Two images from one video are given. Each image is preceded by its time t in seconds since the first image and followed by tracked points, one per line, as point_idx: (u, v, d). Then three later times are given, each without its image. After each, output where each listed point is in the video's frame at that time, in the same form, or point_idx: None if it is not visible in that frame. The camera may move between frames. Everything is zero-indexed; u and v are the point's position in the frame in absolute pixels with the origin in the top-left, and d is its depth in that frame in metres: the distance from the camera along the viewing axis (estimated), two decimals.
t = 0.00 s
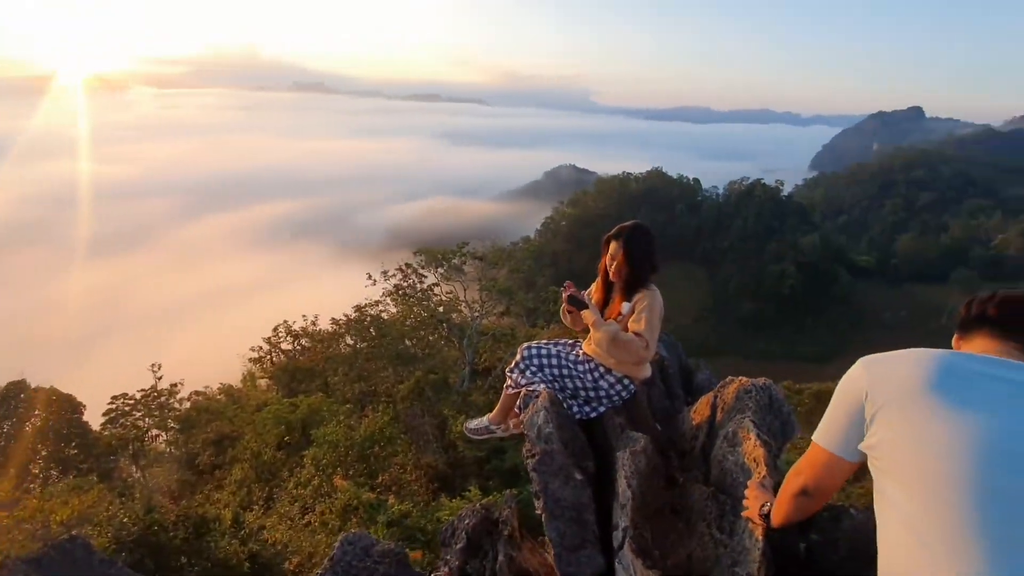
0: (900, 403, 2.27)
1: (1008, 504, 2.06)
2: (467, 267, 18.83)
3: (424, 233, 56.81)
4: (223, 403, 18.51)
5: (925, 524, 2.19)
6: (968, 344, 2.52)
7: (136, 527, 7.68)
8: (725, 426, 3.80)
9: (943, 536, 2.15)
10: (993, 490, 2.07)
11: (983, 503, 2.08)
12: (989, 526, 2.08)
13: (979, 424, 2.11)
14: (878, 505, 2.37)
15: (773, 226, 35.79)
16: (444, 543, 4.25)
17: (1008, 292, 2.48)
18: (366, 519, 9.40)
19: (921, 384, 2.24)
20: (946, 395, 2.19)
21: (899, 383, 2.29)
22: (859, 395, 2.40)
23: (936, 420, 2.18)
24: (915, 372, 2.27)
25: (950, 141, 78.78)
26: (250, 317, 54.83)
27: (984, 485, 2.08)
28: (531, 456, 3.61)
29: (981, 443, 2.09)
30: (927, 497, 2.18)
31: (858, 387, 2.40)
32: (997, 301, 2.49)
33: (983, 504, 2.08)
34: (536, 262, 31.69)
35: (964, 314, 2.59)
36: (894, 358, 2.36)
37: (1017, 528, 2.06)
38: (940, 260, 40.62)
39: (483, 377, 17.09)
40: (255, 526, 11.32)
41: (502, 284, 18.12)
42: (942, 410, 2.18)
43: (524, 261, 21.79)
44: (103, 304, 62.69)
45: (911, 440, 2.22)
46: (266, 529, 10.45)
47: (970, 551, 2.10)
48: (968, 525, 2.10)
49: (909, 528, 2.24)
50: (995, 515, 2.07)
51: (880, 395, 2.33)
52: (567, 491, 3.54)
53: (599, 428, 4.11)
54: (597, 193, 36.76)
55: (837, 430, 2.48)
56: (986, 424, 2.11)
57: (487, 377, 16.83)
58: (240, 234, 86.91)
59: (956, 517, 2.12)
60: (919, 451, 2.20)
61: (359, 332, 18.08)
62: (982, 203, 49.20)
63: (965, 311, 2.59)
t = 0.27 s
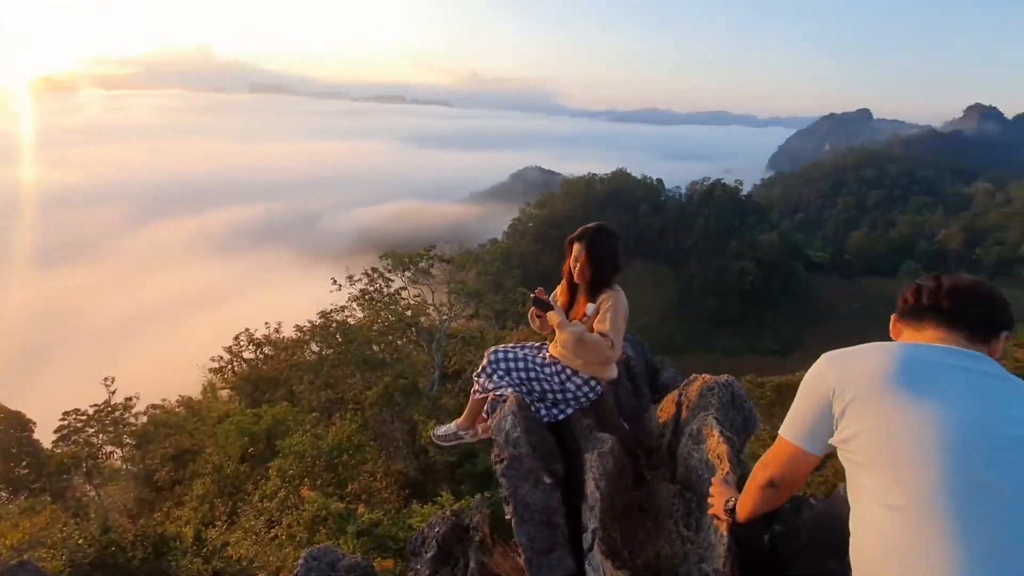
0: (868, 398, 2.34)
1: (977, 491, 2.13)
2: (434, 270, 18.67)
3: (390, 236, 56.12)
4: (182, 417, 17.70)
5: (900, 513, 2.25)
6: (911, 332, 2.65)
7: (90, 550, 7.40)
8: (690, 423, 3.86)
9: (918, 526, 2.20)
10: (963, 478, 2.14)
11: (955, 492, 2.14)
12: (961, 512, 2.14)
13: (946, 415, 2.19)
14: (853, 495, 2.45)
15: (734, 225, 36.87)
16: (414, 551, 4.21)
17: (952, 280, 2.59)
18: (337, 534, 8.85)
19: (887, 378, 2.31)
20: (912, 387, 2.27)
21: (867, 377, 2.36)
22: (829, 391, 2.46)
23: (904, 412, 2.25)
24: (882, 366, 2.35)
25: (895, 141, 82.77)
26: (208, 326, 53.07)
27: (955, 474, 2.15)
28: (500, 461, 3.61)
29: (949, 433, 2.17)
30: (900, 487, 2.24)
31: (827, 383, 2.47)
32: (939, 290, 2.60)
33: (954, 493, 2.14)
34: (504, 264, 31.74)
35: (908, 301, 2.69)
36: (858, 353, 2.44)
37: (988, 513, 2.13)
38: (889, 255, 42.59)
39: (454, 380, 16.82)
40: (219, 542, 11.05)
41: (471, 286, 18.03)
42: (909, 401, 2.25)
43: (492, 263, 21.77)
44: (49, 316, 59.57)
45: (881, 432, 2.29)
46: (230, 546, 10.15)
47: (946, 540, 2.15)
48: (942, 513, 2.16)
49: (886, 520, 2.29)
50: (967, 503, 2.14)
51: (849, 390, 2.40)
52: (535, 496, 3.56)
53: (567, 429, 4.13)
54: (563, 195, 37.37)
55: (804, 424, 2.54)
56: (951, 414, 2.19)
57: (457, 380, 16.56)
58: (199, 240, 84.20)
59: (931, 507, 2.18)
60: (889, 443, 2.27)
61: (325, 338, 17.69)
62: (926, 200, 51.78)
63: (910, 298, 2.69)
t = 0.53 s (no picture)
0: (839, 406, 2.19)
1: (967, 498, 1.97)
2: (408, 274, 18.48)
3: (363, 241, 55.43)
4: (148, 431, 17.20)
5: (889, 529, 2.08)
6: (854, 330, 2.46)
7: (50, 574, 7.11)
8: (664, 424, 3.90)
9: (909, 542, 2.03)
10: (949, 487, 1.98)
11: (942, 502, 1.98)
12: (952, 524, 1.97)
13: (921, 419, 2.06)
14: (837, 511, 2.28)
15: (704, 225, 37.58)
16: (390, 561, 4.15)
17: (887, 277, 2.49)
18: (310, 545, 8.75)
19: (855, 384, 2.18)
20: (881, 393, 2.13)
21: (833, 385, 2.22)
22: (795, 402, 2.31)
23: (878, 419, 2.11)
24: (848, 372, 2.22)
25: (854, 143, 85.74)
26: (176, 336, 51.51)
27: (938, 482, 1.99)
28: (475, 468, 3.61)
29: (927, 438, 2.03)
30: (886, 499, 2.08)
31: (792, 394, 2.32)
32: (880, 285, 2.48)
33: (937, 497, 1.99)
34: (478, 267, 31.66)
35: (850, 296, 2.51)
36: (818, 360, 2.31)
37: (984, 521, 1.96)
38: (852, 253, 44.02)
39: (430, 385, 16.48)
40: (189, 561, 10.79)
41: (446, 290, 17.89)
42: (881, 408, 2.12)
43: (467, 266, 21.67)
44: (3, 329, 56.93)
45: (856, 442, 2.15)
46: (200, 564, 9.85)
47: (942, 555, 1.97)
48: (931, 527, 1.99)
49: (873, 537, 2.12)
50: (958, 511, 1.97)
51: (818, 399, 2.24)
52: (512, 501, 3.57)
53: (542, 433, 4.14)
54: (537, 198, 37.95)
55: (770, 436, 2.39)
56: (926, 417, 2.06)
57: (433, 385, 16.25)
58: (166, 248, 81.97)
59: (919, 519, 2.01)
60: (868, 453, 2.12)
61: (297, 345, 17.37)
62: (886, 199, 53.69)
63: (851, 292, 2.51)
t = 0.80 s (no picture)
0: (798, 417, 2.18)
1: (930, 504, 1.94)
2: (380, 278, 18.26)
3: (334, 246, 54.57)
4: (110, 447, 16.67)
5: (862, 537, 2.01)
6: (795, 338, 2.49)
7: None
8: (636, 425, 3.93)
9: (877, 557, 1.97)
10: (912, 494, 1.95)
11: (908, 511, 1.94)
12: (921, 536, 1.92)
13: (878, 425, 2.05)
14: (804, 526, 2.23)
15: (674, 227, 38.25)
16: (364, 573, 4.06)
17: (810, 279, 2.56)
18: (281, 559, 8.54)
19: (808, 396, 2.18)
20: (837, 401, 2.14)
21: (790, 395, 2.22)
22: (755, 415, 2.30)
23: (835, 429, 2.11)
24: (800, 383, 2.22)
25: (815, 147, 88.72)
26: (138, 346, 49.72)
27: (902, 490, 1.96)
28: (448, 475, 3.60)
29: (885, 445, 2.02)
30: (854, 512, 2.04)
31: (750, 407, 2.32)
32: (817, 290, 2.53)
33: (899, 504, 1.96)
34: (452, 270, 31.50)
35: (791, 301, 2.53)
36: (768, 373, 2.33)
37: (949, 530, 1.91)
38: (814, 254, 45.48)
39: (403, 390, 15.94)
40: None
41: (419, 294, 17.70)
42: (838, 417, 2.11)
43: (441, 270, 21.57)
44: None
45: (817, 455, 2.13)
46: None
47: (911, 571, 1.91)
48: (899, 539, 1.94)
49: (841, 553, 2.06)
50: (923, 520, 1.93)
51: (776, 411, 2.24)
52: (486, 508, 3.54)
53: (516, 437, 4.14)
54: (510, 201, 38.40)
55: (731, 455, 2.39)
56: (881, 422, 2.06)
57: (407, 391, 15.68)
58: (128, 256, 79.35)
59: (888, 531, 1.96)
60: (828, 463, 2.10)
61: (266, 354, 17.01)
62: (846, 201, 55.63)
63: (791, 297, 2.54)
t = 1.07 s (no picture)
0: (753, 414, 2.24)
1: (880, 502, 1.97)
2: (351, 283, 17.95)
3: (303, 250, 53.46)
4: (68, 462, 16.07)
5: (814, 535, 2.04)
6: (749, 337, 2.55)
7: None
8: (608, 427, 3.94)
9: (827, 555, 2.00)
10: (861, 491, 1.99)
11: (857, 508, 1.98)
12: (871, 532, 1.95)
13: (830, 423, 2.10)
14: (759, 525, 2.26)
15: (645, 229, 38.80)
16: None
17: (764, 276, 2.62)
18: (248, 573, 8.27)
19: (761, 395, 2.23)
20: (789, 400, 2.19)
21: (744, 397, 2.27)
22: (712, 416, 2.36)
23: (787, 429, 2.16)
24: (755, 381, 2.28)
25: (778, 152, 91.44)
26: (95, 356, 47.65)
27: (852, 488, 2.00)
28: (419, 483, 3.56)
29: (836, 443, 2.06)
30: (806, 510, 2.07)
31: (708, 408, 2.37)
32: (770, 288, 2.57)
33: (847, 501, 1.99)
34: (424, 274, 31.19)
35: (745, 300, 2.57)
36: (725, 370, 2.38)
37: (897, 526, 1.95)
38: (778, 255, 46.85)
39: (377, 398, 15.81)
40: None
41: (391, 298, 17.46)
42: (790, 416, 2.17)
43: (412, 274, 21.33)
44: None
45: (770, 454, 2.18)
46: None
47: (861, 567, 1.94)
48: (848, 535, 1.97)
49: (792, 552, 2.10)
50: (871, 517, 1.96)
51: (733, 409, 2.29)
52: (458, 516, 3.50)
53: (488, 442, 4.14)
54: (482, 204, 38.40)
55: (691, 446, 2.46)
56: (831, 420, 2.11)
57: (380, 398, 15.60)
58: (84, 263, 76.14)
59: (838, 528, 1.99)
60: (781, 462, 2.15)
61: (232, 363, 16.63)
62: (807, 203, 57.49)
63: (745, 296, 2.58)
